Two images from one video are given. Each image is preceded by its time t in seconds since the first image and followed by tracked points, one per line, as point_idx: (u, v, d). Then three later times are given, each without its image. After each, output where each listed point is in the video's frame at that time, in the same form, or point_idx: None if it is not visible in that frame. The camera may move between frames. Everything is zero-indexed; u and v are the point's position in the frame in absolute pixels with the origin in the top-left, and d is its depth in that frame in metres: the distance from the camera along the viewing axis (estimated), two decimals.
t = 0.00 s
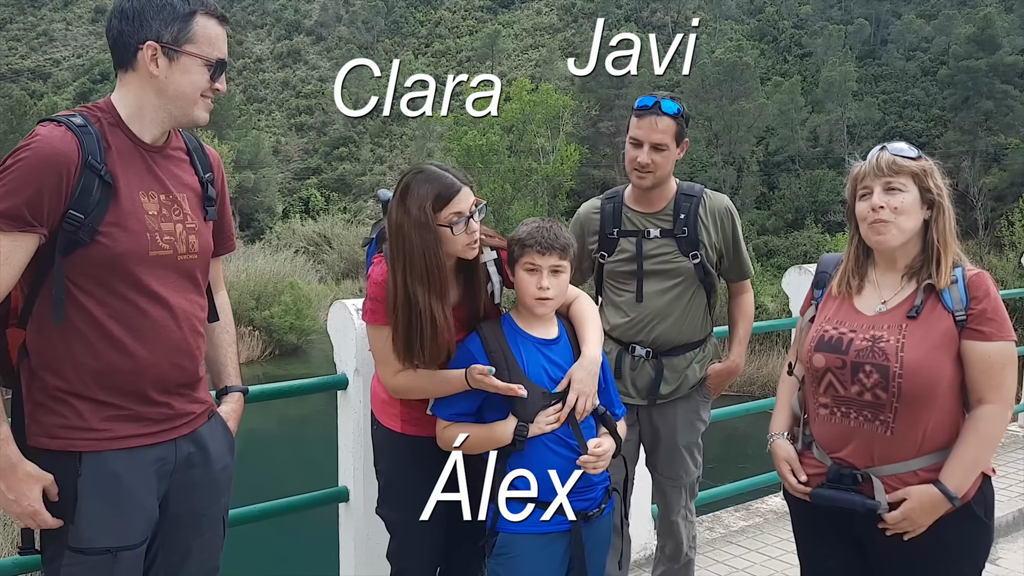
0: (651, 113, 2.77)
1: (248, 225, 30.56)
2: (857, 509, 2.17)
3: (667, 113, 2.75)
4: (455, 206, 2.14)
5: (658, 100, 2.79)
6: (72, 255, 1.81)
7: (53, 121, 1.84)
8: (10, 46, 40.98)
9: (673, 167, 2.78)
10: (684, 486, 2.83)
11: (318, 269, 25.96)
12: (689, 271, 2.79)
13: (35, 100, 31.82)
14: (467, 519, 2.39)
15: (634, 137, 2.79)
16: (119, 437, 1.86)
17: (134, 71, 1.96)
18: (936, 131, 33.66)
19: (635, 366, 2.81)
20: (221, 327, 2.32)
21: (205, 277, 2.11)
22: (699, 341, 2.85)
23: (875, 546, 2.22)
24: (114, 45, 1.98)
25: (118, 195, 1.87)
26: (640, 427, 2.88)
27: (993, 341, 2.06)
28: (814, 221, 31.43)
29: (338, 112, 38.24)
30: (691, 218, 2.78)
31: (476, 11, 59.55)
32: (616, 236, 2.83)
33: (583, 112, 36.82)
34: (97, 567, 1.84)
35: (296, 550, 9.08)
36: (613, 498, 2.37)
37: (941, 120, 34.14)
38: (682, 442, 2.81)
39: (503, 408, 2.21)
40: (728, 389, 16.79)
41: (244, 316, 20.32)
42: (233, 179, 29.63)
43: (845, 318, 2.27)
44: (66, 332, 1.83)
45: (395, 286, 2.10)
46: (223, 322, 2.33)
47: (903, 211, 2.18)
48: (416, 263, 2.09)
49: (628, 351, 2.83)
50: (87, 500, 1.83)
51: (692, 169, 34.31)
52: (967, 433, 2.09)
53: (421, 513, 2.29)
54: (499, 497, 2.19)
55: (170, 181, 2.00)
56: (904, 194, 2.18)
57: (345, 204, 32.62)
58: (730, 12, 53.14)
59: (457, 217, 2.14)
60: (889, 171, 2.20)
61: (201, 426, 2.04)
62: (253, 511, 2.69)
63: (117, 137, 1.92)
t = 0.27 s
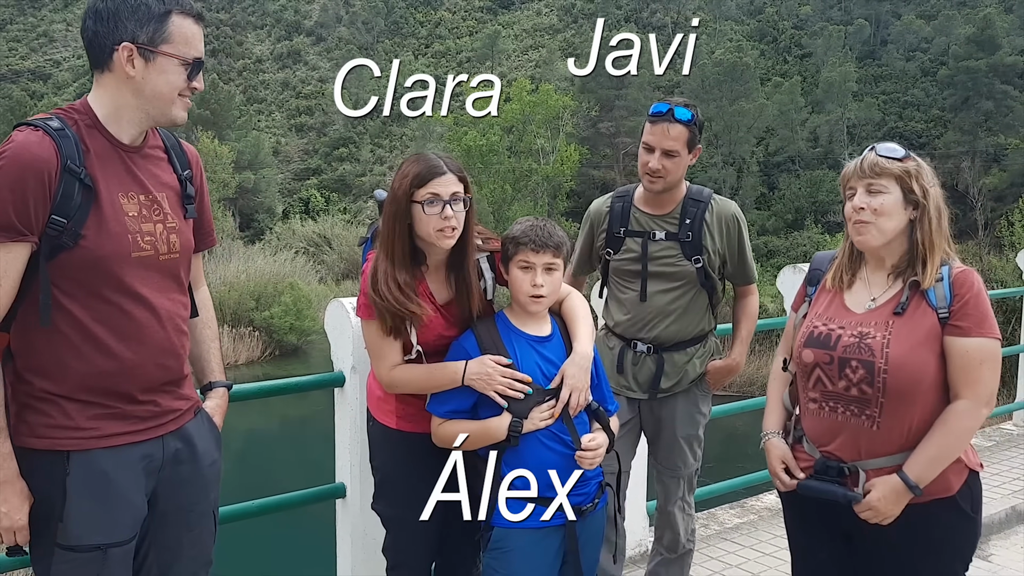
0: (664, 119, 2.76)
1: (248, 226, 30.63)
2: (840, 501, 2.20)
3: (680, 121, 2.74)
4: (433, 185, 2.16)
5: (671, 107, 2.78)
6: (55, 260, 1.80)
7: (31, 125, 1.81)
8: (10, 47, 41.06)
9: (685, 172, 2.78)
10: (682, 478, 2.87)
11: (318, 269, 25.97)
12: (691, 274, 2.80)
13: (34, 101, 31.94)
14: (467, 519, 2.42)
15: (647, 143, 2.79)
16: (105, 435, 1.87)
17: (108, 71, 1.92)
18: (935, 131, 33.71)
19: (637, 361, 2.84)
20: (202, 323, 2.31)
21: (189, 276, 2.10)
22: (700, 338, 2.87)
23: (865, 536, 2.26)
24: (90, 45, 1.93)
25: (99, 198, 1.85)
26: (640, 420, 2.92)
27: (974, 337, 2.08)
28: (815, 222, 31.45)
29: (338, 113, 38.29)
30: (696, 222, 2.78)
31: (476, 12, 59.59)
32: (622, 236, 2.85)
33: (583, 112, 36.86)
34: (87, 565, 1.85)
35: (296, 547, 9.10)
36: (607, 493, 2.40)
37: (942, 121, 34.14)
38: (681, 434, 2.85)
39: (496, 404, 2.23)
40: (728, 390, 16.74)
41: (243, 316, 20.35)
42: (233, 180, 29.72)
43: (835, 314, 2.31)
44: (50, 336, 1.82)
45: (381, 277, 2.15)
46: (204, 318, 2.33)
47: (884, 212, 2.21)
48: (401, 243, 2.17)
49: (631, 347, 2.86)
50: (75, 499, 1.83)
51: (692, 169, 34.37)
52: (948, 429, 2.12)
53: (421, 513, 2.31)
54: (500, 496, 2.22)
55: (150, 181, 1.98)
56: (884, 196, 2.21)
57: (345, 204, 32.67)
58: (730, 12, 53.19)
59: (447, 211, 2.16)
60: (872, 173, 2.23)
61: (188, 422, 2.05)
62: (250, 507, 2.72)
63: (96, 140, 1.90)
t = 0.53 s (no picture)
0: (656, 118, 2.79)
1: (249, 226, 30.69)
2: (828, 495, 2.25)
3: (671, 119, 2.77)
4: (445, 196, 2.19)
5: (663, 106, 2.80)
6: (47, 263, 1.81)
7: (16, 129, 1.82)
8: (11, 48, 41.17)
9: (677, 171, 2.82)
10: (679, 473, 2.91)
11: (318, 269, 26.00)
12: (686, 270, 2.85)
13: (35, 102, 32.04)
14: (467, 519, 2.45)
15: (640, 142, 2.81)
16: (100, 432, 1.89)
17: (91, 73, 1.92)
18: (935, 131, 33.74)
19: (633, 359, 2.87)
20: (188, 316, 2.33)
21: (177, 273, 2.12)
22: (692, 333, 2.92)
23: (854, 529, 2.29)
24: (71, 48, 1.93)
25: (88, 201, 1.86)
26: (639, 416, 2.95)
27: (961, 335, 2.10)
28: (815, 222, 31.49)
29: (338, 113, 38.36)
30: (690, 220, 2.83)
31: (476, 12, 59.65)
32: (616, 233, 2.88)
33: (583, 113, 37.08)
34: (84, 561, 1.87)
35: (296, 544, 9.12)
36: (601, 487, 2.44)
37: (942, 121, 34.12)
38: (679, 428, 2.89)
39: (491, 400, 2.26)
40: (726, 390, 16.49)
41: (244, 317, 20.39)
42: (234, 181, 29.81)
43: (827, 310, 2.35)
44: (44, 337, 1.84)
45: (378, 278, 2.18)
46: (189, 311, 2.34)
47: (863, 216, 2.25)
48: (399, 244, 2.18)
49: (627, 345, 2.89)
50: (72, 495, 1.85)
51: (692, 170, 34.41)
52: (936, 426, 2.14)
53: (421, 514, 2.35)
54: (499, 494, 2.24)
55: (136, 182, 1.99)
56: (864, 200, 2.25)
57: (345, 205, 32.72)
58: (731, 12, 53.22)
59: (446, 212, 2.19)
60: (856, 177, 2.27)
61: (181, 414, 2.07)
62: (250, 502, 2.76)
63: (82, 143, 1.91)
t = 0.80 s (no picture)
0: (637, 116, 2.80)
1: (249, 227, 30.73)
2: (826, 492, 2.28)
3: (651, 116, 2.79)
4: (458, 208, 2.23)
5: (642, 104, 2.82)
6: (60, 261, 1.84)
7: (29, 130, 1.85)
8: (11, 49, 41.26)
9: (659, 169, 2.82)
10: (665, 472, 2.90)
11: (319, 270, 26.04)
12: (668, 267, 2.86)
13: (36, 102, 32.10)
14: (467, 519, 2.49)
15: (621, 140, 2.82)
16: (113, 428, 1.92)
17: (99, 75, 1.95)
18: (936, 132, 33.78)
19: (615, 357, 2.85)
20: (197, 316, 2.36)
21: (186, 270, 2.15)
22: (670, 332, 2.91)
23: (848, 523, 2.33)
24: (80, 50, 1.97)
25: (100, 199, 1.89)
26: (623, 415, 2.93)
27: (958, 336, 2.14)
28: (815, 222, 31.54)
29: (338, 114, 38.46)
30: (673, 217, 2.85)
31: (477, 13, 59.75)
32: (599, 227, 2.87)
33: (583, 114, 37.18)
34: (96, 553, 1.90)
35: (296, 541, 9.14)
36: (598, 484, 2.47)
37: (942, 122, 34.11)
38: (661, 427, 2.88)
39: (490, 397, 2.29)
40: (727, 390, 16.32)
41: (245, 317, 20.42)
42: (234, 181, 29.86)
43: (824, 309, 2.38)
44: (57, 335, 1.87)
45: (390, 278, 2.20)
46: (198, 311, 2.37)
47: (857, 218, 2.28)
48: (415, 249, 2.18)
49: (608, 343, 2.87)
50: (85, 489, 1.88)
51: (692, 170, 34.47)
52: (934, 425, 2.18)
53: (421, 513, 2.38)
54: (500, 492, 2.27)
55: (145, 180, 2.03)
56: (858, 202, 2.28)
57: (346, 206, 32.76)
58: (731, 13, 53.26)
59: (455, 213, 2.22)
60: (853, 178, 2.31)
61: (191, 412, 2.10)
62: (254, 498, 2.80)
63: (92, 142, 1.94)
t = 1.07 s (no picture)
0: (624, 119, 2.80)
1: (250, 227, 30.75)
2: (826, 488, 2.31)
3: (638, 120, 2.79)
4: (460, 211, 2.26)
5: (629, 107, 2.83)
6: (85, 255, 1.86)
7: (53, 129, 1.86)
8: (12, 49, 41.32)
9: (643, 171, 2.84)
10: (654, 476, 2.89)
11: (319, 270, 26.06)
12: (651, 268, 2.88)
13: (37, 102, 32.15)
14: (467, 519, 2.51)
15: (606, 143, 2.83)
16: (137, 422, 1.94)
17: (118, 74, 1.98)
18: (936, 132, 33.79)
19: (600, 357, 2.86)
20: (217, 314, 2.39)
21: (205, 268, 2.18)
22: (649, 332, 2.92)
23: (847, 519, 2.34)
24: (98, 50, 1.99)
25: (122, 197, 1.91)
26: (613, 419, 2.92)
27: (961, 334, 2.16)
28: (815, 222, 31.57)
29: (339, 114, 38.52)
30: (656, 218, 2.88)
31: (477, 14, 59.83)
32: (582, 228, 2.88)
33: (583, 114, 37.24)
34: (118, 546, 1.91)
35: (296, 540, 9.14)
36: (598, 481, 2.48)
37: (942, 122, 34.07)
38: (649, 428, 2.88)
39: (490, 396, 2.31)
40: (727, 391, 16.30)
41: (245, 317, 20.43)
42: (234, 181, 29.88)
43: (824, 308, 2.40)
44: (83, 329, 1.89)
45: (393, 278, 2.22)
46: (218, 311, 2.40)
47: (854, 219, 2.30)
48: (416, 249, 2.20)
49: (594, 344, 2.88)
50: (110, 481, 1.90)
51: (693, 171, 34.49)
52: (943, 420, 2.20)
53: (421, 514, 2.40)
54: (500, 490, 2.29)
55: (165, 177, 2.05)
56: (855, 203, 2.31)
57: (346, 206, 32.79)
58: (732, 13, 53.25)
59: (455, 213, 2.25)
60: (849, 179, 2.33)
61: (213, 408, 2.12)
62: (255, 496, 2.82)
63: (113, 140, 1.96)
